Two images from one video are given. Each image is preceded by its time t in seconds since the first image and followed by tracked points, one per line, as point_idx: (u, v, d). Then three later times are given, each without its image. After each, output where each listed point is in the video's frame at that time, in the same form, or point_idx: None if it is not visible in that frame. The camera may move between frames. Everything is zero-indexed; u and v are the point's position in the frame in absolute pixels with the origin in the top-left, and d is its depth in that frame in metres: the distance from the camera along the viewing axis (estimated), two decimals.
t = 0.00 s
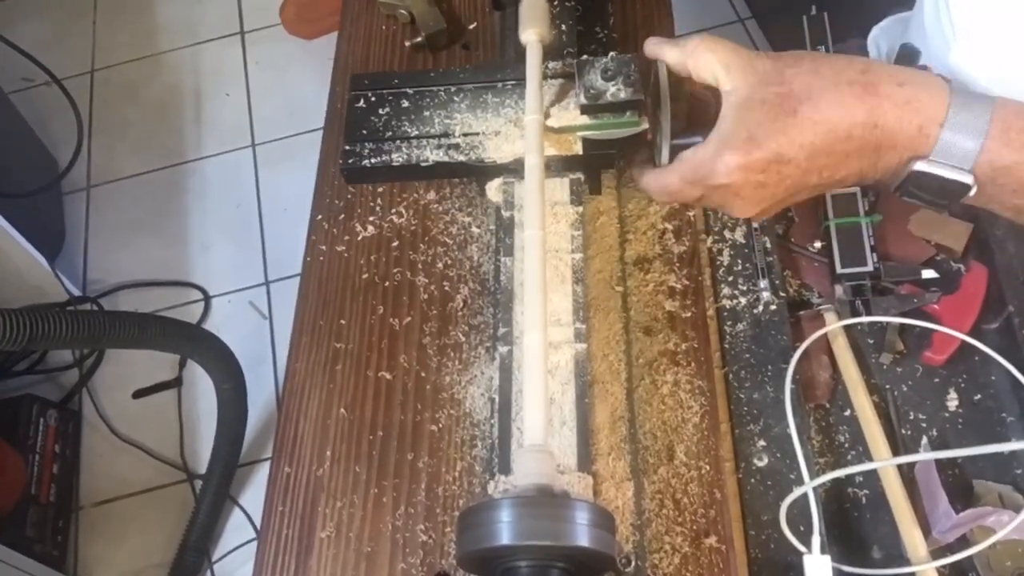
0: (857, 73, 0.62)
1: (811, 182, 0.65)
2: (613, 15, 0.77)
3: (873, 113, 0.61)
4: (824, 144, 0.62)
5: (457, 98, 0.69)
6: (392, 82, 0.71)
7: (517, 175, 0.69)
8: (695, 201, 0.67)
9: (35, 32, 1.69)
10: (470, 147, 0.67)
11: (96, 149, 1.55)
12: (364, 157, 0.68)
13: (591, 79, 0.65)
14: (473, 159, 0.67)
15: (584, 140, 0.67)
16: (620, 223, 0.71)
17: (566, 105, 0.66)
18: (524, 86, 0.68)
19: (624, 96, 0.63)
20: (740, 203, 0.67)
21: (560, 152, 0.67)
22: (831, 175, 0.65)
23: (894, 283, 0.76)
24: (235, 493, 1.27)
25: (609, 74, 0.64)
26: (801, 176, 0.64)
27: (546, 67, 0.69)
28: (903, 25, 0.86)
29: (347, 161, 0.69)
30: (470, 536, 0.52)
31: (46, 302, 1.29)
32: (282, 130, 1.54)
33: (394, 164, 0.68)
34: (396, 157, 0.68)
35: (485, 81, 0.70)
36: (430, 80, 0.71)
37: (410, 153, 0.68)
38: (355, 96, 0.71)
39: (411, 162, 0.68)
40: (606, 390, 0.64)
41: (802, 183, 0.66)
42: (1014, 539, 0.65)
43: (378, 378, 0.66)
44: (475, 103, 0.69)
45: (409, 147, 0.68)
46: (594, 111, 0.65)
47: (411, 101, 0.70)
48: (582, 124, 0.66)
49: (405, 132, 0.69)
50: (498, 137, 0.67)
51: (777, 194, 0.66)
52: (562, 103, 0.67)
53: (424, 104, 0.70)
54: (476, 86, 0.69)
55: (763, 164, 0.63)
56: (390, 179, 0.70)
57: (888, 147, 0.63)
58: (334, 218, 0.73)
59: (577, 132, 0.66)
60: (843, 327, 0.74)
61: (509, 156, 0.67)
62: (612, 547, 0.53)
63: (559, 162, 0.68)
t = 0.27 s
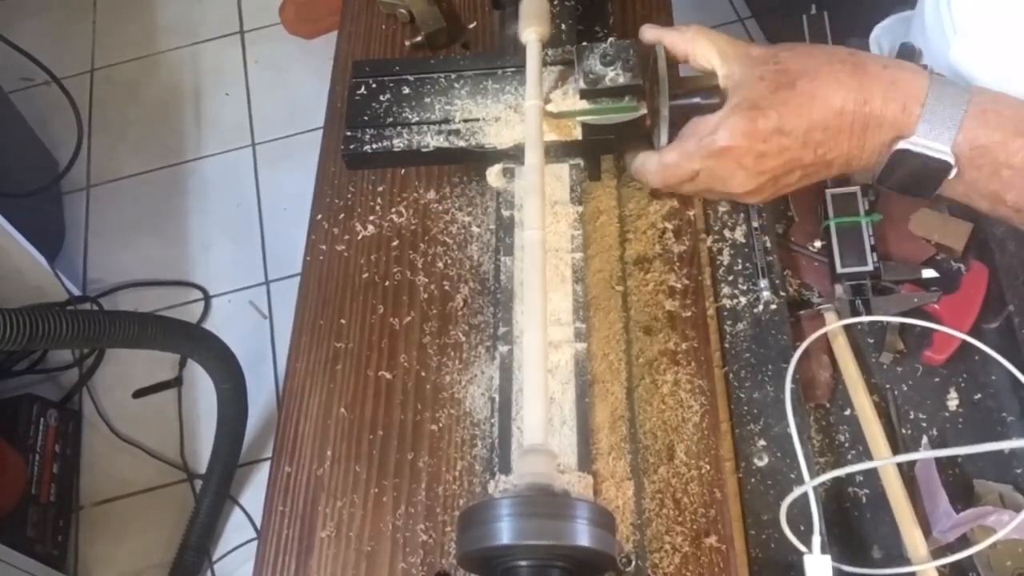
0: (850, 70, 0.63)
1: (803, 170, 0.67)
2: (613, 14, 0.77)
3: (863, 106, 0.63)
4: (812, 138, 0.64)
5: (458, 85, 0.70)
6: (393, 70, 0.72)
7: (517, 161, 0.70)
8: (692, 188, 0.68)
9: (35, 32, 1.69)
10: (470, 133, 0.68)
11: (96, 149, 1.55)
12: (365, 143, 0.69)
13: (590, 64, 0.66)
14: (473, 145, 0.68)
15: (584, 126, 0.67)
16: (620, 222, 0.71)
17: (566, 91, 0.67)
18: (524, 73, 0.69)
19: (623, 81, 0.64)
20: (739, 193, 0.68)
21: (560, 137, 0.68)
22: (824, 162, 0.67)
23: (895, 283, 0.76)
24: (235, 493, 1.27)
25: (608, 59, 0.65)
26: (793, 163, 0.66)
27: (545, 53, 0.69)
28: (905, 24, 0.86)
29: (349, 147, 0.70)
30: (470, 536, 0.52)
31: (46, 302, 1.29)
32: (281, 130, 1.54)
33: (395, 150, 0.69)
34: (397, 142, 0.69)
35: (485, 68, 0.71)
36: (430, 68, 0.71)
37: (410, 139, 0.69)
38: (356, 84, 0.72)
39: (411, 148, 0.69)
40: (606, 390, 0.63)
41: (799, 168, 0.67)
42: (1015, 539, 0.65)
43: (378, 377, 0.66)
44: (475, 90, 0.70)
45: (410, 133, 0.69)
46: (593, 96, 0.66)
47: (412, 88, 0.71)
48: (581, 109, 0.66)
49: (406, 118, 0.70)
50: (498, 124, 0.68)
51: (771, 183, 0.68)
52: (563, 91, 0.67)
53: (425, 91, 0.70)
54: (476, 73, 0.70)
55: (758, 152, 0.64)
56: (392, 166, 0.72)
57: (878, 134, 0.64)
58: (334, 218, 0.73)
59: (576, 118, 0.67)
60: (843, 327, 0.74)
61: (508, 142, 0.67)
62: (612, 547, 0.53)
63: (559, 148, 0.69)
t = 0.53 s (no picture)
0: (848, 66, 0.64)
1: (800, 160, 0.68)
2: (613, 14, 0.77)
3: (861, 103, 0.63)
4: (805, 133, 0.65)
5: (457, 76, 0.71)
6: (393, 61, 0.73)
7: (517, 151, 0.70)
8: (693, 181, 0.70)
9: (34, 32, 1.69)
10: (470, 123, 0.69)
11: (96, 150, 1.55)
12: (366, 133, 0.70)
13: (588, 54, 0.67)
14: (472, 135, 0.69)
15: (581, 115, 0.69)
16: (619, 223, 0.71)
17: (564, 83, 0.68)
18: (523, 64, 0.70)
19: (620, 71, 0.66)
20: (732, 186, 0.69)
21: (558, 127, 0.69)
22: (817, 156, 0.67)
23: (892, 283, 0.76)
24: (234, 493, 1.27)
25: (606, 49, 0.66)
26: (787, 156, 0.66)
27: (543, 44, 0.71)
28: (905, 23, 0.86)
29: (350, 137, 0.70)
30: (470, 536, 0.52)
31: (46, 302, 1.29)
32: (281, 130, 1.54)
33: (395, 140, 0.70)
34: (397, 133, 0.70)
35: (484, 59, 0.71)
36: (430, 58, 0.72)
37: (410, 129, 0.70)
38: (356, 75, 0.72)
39: (411, 138, 0.70)
40: (605, 390, 0.64)
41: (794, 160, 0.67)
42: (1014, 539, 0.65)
43: (378, 378, 0.66)
44: (475, 80, 0.71)
45: (410, 124, 0.70)
46: (591, 86, 0.67)
47: (412, 79, 0.72)
48: (580, 99, 0.68)
49: (405, 109, 0.70)
50: (497, 112, 0.69)
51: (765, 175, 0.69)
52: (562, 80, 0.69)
53: (425, 81, 0.71)
54: (475, 64, 0.71)
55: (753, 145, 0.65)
56: (390, 157, 0.73)
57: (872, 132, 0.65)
58: (334, 218, 0.73)
59: (575, 107, 0.68)
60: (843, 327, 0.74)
61: (507, 132, 0.68)
62: (612, 547, 0.53)
63: (558, 138, 0.70)
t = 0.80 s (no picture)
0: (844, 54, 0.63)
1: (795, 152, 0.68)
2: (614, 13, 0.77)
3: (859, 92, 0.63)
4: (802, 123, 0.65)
5: (458, 65, 0.72)
6: (394, 50, 0.73)
7: (518, 139, 0.71)
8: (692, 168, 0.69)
9: (35, 32, 1.69)
10: (470, 112, 0.70)
11: (97, 149, 1.55)
12: (367, 121, 0.71)
13: (589, 42, 0.67)
14: (473, 123, 0.70)
15: (581, 104, 0.70)
16: (620, 222, 0.71)
17: (564, 70, 0.69)
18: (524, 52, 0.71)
19: (620, 59, 0.66)
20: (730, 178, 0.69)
21: (558, 115, 0.70)
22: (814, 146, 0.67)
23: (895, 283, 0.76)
24: (235, 493, 1.27)
25: (606, 37, 0.66)
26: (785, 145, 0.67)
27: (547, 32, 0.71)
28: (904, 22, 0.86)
29: (352, 125, 0.71)
30: (470, 536, 0.52)
31: (47, 302, 1.29)
32: (281, 130, 1.54)
33: (397, 129, 0.70)
34: (399, 121, 0.71)
35: (485, 48, 0.72)
36: (431, 48, 0.73)
37: (412, 117, 0.71)
38: (358, 64, 0.73)
39: (413, 127, 0.70)
40: (606, 390, 0.63)
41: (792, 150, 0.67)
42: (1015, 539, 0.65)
43: (379, 378, 0.66)
44: (475, 69, 0.71)
45: (412, 112, 0.71)
46: (591, 73, 0.67)
47: (414, 68, 0.72)
48: (579, 87, 0.68)
49: (407, 98, 0.71)
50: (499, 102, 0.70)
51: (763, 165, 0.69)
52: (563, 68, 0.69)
53: (426, 71, 0.72)
54: (476, 54, 0.72)
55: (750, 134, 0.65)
56: (393, 145, 0.73)
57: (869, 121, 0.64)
58: (334, 217, 0.73)
59: (575, 95, 0.68)
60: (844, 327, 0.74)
61: (508, 120, 0.69)
62: (613, 547, 0.53)
63: (558, 126, 0.71)
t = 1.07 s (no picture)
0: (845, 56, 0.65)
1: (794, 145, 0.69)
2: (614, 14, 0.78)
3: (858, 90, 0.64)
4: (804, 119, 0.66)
5: (460, 57, 0.72)
6: (398, 41, 0.74)
7: (520, 129, 0.71)
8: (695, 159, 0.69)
9: (34, 34, 1.69)
10: (472, 102, 0.70)
11: (96, 151, 1.55)
12: (370, 112, 0.72)
13: (590, 32, 0.66)
14: (475, 113, 0.70)
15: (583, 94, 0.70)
16: (621, 223, 0.71)
17: (565, 60, 0.69)
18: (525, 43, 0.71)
19: (622, 50, 0.66)
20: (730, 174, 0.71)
21: (560, 105, 0.70)
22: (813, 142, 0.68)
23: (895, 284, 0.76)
24: (234, 493, 1.27)
25: (607, 27, 0.66)
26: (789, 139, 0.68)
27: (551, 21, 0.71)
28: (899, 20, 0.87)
29: (355, 116, 0.72)
30: (470, 535, 0.52)
31: (46, 303, 1.29)
32: (281, 131, 1.54)
33: (400, 118, 0.71)
34: (402, 112, 0.72)
35: (487, 40, 0.72)
36: (434, 40, 0.73)
37: (414, 108, 0.71)
38: (361, 55, 0.74)
39: (416, 117, 0.71)
40: (606, 390, 0.64)
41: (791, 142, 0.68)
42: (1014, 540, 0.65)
43: (380, 377, 0.66)
44: (477, 61, 0.72)
45: (414, 103, 0.72)
46: (591, 64, 0.67)
47: (417, 59, 0.73)
48: (581, 78, 0.68)
49: (409, 88, 0.72)
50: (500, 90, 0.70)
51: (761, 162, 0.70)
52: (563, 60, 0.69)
53: (429, 62, 0.73)
54: (478, 45, 0.72)
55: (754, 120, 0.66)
56: (396, 136, 0.74)
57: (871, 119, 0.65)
58: (336, 218, 0.73)
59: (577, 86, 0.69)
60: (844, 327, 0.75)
61: (510, 109, 0.69)
62: (614, 546, 0.53)
63: (559, 116, 0.71)
